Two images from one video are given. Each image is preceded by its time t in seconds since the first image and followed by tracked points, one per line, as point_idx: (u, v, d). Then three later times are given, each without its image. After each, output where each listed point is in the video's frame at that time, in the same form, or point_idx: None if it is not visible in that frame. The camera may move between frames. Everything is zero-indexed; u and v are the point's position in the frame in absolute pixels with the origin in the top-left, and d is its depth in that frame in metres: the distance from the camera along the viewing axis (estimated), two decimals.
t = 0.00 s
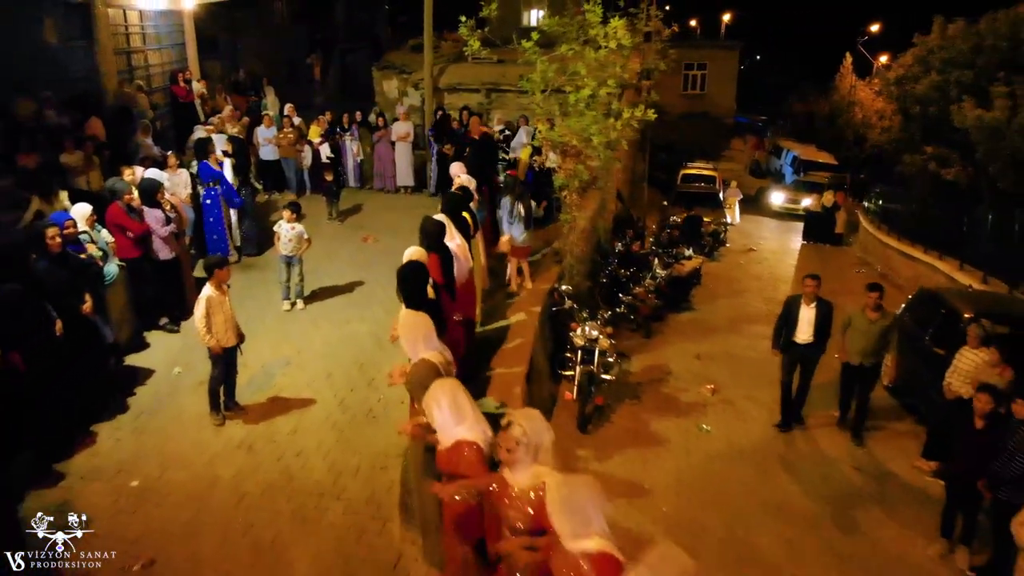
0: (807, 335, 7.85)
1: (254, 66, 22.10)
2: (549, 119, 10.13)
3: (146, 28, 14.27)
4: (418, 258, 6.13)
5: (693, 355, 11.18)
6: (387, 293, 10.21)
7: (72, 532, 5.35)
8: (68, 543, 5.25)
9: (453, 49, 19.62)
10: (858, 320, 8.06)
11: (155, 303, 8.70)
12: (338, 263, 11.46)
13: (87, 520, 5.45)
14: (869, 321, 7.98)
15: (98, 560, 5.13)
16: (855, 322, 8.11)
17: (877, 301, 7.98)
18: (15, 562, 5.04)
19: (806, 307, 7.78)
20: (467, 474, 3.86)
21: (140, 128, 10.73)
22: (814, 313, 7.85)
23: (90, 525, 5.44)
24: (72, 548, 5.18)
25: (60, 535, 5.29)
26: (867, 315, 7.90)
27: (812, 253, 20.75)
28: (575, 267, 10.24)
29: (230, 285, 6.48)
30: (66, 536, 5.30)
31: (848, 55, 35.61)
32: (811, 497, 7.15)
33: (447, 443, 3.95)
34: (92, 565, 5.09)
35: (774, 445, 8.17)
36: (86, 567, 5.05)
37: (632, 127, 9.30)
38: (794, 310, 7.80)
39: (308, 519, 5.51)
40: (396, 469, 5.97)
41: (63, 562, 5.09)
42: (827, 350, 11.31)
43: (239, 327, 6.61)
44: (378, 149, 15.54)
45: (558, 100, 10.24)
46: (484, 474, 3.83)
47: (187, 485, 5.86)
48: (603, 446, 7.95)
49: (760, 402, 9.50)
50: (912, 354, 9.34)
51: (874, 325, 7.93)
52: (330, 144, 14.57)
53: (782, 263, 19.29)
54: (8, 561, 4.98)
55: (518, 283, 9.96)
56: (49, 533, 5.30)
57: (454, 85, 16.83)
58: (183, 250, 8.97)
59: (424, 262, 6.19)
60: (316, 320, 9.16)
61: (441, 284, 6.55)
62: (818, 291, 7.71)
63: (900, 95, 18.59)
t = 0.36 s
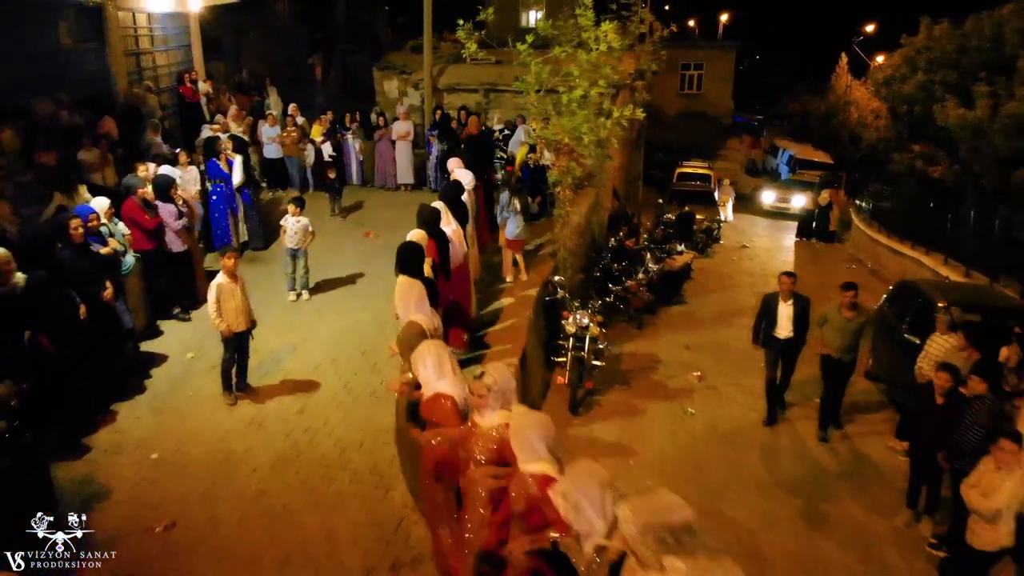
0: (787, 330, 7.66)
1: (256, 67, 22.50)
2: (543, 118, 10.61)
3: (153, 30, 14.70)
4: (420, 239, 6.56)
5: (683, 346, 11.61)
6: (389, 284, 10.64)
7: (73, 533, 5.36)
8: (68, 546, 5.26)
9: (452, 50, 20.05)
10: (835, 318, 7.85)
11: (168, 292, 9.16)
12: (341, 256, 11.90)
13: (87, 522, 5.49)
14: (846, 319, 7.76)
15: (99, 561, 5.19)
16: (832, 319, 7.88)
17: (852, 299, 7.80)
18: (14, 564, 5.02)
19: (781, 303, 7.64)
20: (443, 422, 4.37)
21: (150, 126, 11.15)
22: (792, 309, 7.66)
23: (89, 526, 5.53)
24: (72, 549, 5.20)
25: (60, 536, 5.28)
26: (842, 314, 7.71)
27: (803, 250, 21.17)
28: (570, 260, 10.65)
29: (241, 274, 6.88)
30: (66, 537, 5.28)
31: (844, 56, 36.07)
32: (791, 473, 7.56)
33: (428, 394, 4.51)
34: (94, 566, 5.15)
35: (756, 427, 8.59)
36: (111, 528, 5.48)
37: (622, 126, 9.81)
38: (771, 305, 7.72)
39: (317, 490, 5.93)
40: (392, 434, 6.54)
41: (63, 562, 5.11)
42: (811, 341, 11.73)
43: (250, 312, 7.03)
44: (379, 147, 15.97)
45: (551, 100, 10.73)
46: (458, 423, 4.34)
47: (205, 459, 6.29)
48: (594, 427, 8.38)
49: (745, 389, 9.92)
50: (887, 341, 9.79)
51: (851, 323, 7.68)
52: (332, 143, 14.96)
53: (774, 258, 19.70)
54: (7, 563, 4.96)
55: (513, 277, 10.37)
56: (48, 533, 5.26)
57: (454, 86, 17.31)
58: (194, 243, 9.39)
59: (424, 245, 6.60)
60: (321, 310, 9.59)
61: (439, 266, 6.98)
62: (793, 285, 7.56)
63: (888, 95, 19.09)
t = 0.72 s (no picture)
0: (762, 319, 8.17)
1: (260, 66, 23.01)
2: (538, 116, 11.10)
3: (163, 32, 15.22)
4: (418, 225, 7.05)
5: (672, 335, 12.11)
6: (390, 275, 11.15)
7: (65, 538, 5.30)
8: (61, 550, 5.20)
9: (452, 50, 20.55)
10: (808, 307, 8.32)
11: (183, 281, 9.69)
12: (345, 249, 12.43)
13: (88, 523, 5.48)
14: (819, 307, 8.26)
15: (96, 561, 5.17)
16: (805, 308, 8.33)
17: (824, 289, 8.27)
18: (13, 563, 5.04)
19: (757, 289, 8.11)
20: (425, 382, 4.81)
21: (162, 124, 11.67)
22: (767, 297, 8.16)
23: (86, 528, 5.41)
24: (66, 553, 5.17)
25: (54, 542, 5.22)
26: (815, 303, 8.20)
27: (794, 246, 21.67)
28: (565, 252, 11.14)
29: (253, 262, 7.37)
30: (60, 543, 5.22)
31: (839, 56, 36.58)
32: (768, 448, 8.06)
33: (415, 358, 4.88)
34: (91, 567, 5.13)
35: (737, 408, 9.10)
36: (138, 491, 6.00)
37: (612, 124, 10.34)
38: (748, 295, 8.16)
39: (326, 457, 6.45)
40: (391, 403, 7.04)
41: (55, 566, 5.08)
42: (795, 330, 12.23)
43: (262, 298, 7.53)
44: (381, 145, 16.46)
45: (545, 100, 11.23)
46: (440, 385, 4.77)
47: (224, 431, 6.79)
48: (584, 408, 8.91)
49: (729, 373, 10.42)
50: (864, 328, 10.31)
51: (822, 311, 8.18)
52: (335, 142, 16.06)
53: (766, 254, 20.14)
54: (8, 563, 4.98)
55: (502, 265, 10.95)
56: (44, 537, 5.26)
57: (454, 86, 17.86)
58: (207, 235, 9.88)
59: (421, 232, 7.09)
60: (327, 299, 10.12)
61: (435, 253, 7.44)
62: (769, 274, 8.05)
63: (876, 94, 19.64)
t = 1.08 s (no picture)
0: (742, 315, 8.53)
1: (263, 67, 23.51)
2: (534, 115, 11.64)
3: (172, 34, 15.75)
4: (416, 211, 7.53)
5: (662, 325, 12.65)
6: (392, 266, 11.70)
7: (72, 533, 5.23)
8: (70, 544, 5.19)
9: (452, 51, 21.05)
10: (789, 300, 8.76)
11: (197, 271, 10.23)
12: (350, 242, 12.97)
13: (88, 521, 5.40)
14: (799, 301, 8.69)
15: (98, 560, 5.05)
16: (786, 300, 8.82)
17: (806, 283, 8.70)
18: (13, 563, 5.00)
19: (737, 289, 8.52)
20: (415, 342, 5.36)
21: (174, 122, 12.21)
22: (748, 297, 8.53)
23: (89, 525, 5.42)
24: (73, 548, 5.13)
25: (63, 535, 5.20)
26: (796, 296, 8.65)
27: (787, 243, 22.17)
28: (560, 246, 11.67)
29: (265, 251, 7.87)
30: (67, 537, 5.20)
31: (835, 57, 37.10)
32: (748, 425, 8.59)
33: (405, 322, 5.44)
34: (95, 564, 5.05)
35: (721, 391, 9.62)
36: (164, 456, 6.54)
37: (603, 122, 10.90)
38: (727, 294, 8.58)
39: (336, 428, 6.99)
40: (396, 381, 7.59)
41: (64, 561, 5.07)
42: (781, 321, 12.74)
43: (273, 285, 8.03)
44: (384, 143, 16.96)
45: (541, 99, 11.78)
46: (428, 344, 5.31)
47: (241, 405, 7.33)
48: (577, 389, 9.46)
49: (715, 359, 10.95)
50: (843, 315, 10.81)
51: (803, 305, 8.64)
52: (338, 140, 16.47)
53: (759, 250, 20.64)
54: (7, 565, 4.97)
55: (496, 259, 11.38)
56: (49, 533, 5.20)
57: (452, 87, 18.39)
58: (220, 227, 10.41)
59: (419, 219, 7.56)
60: (334, 288, 10.67)
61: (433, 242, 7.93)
62: (750, 275, 8.43)
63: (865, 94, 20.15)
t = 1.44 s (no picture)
0: (724, 301, 9.07)
1: (267, 67, 24.04)
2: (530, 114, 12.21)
3: (181, 35, 16.31)
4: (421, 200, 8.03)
5: (653, 315, 13.20)
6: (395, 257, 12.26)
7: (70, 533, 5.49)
8: (68, 544, 5.48)
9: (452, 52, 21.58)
10: (778, 294, 8.90)
11: (210, 261, 10.79)
12: (354, 236, 13.52)
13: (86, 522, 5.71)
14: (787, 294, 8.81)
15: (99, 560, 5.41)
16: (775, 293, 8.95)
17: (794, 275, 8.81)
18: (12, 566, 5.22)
19: (721, 275, 9.02)
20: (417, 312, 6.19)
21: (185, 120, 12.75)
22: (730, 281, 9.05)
23: (91, 525, 5.76)
24: (72, 550, 5.43)
25: (61, 536, 5.46)
26: (784, 289, 8.78)
27: (779, 239, 22.69)
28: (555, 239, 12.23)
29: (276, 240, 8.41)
30: (66, 538, 5.47)
31: (830, 57, 37.61)
32: (730, 405, 9.14)
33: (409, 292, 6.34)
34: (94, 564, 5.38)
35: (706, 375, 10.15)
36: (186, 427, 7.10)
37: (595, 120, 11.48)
38: (713, 279, 9.08)
39: (345, 403, 7.54)
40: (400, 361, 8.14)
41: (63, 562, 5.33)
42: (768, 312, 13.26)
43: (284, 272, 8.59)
44: (385, 142, 17.50)
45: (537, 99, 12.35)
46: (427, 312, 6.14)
47: (254, 383, 7.88)
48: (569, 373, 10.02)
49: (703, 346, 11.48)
50: (824, 303, 11.30)
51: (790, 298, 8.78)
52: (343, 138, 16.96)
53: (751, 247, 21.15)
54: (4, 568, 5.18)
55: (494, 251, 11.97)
56: (48, 534, 5.46)
57: (451, 87, 18.90)
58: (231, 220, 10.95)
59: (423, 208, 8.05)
60: (340, 277, 11.23)
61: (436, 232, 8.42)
62: (734, 261, 8.89)
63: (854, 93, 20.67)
